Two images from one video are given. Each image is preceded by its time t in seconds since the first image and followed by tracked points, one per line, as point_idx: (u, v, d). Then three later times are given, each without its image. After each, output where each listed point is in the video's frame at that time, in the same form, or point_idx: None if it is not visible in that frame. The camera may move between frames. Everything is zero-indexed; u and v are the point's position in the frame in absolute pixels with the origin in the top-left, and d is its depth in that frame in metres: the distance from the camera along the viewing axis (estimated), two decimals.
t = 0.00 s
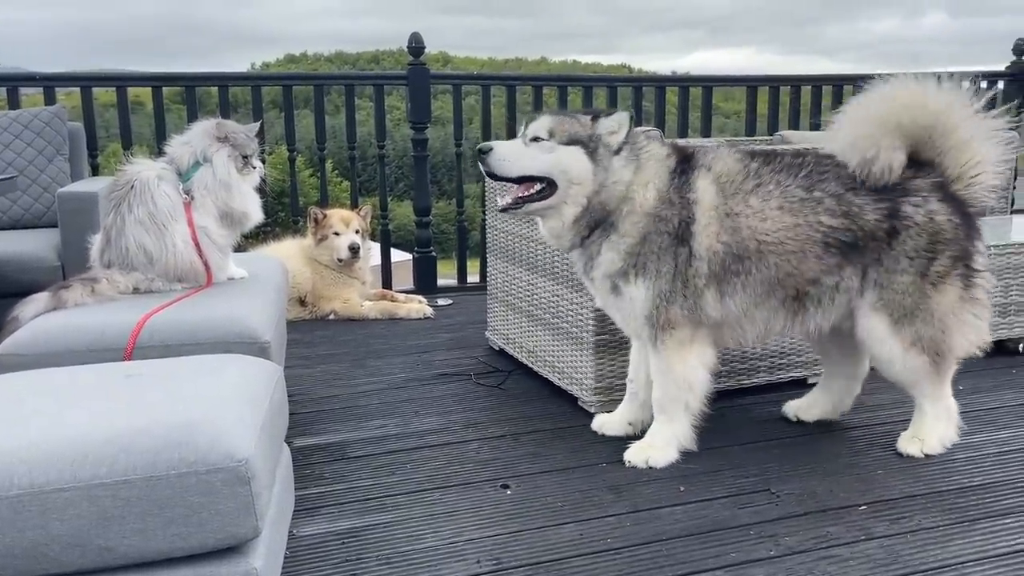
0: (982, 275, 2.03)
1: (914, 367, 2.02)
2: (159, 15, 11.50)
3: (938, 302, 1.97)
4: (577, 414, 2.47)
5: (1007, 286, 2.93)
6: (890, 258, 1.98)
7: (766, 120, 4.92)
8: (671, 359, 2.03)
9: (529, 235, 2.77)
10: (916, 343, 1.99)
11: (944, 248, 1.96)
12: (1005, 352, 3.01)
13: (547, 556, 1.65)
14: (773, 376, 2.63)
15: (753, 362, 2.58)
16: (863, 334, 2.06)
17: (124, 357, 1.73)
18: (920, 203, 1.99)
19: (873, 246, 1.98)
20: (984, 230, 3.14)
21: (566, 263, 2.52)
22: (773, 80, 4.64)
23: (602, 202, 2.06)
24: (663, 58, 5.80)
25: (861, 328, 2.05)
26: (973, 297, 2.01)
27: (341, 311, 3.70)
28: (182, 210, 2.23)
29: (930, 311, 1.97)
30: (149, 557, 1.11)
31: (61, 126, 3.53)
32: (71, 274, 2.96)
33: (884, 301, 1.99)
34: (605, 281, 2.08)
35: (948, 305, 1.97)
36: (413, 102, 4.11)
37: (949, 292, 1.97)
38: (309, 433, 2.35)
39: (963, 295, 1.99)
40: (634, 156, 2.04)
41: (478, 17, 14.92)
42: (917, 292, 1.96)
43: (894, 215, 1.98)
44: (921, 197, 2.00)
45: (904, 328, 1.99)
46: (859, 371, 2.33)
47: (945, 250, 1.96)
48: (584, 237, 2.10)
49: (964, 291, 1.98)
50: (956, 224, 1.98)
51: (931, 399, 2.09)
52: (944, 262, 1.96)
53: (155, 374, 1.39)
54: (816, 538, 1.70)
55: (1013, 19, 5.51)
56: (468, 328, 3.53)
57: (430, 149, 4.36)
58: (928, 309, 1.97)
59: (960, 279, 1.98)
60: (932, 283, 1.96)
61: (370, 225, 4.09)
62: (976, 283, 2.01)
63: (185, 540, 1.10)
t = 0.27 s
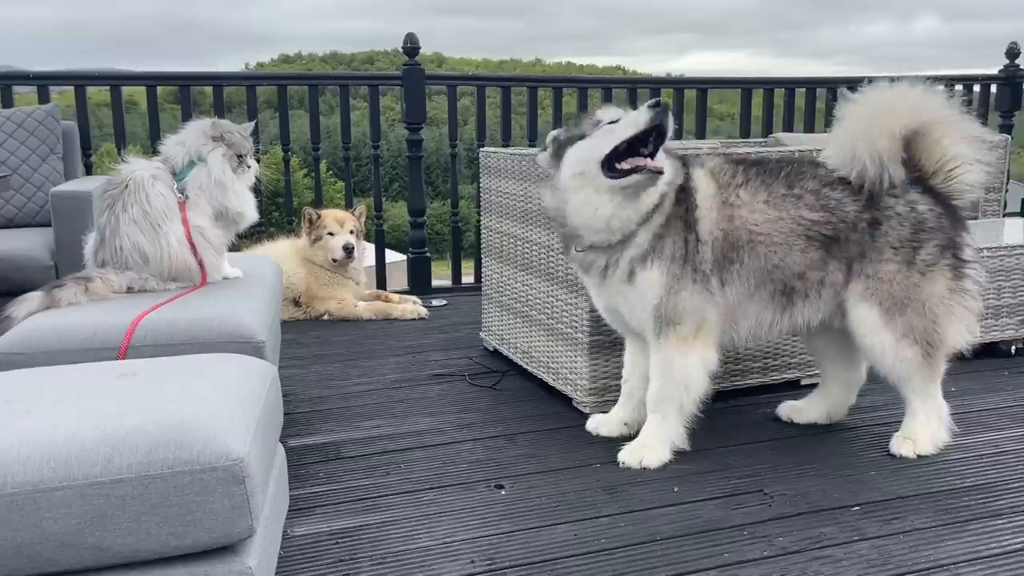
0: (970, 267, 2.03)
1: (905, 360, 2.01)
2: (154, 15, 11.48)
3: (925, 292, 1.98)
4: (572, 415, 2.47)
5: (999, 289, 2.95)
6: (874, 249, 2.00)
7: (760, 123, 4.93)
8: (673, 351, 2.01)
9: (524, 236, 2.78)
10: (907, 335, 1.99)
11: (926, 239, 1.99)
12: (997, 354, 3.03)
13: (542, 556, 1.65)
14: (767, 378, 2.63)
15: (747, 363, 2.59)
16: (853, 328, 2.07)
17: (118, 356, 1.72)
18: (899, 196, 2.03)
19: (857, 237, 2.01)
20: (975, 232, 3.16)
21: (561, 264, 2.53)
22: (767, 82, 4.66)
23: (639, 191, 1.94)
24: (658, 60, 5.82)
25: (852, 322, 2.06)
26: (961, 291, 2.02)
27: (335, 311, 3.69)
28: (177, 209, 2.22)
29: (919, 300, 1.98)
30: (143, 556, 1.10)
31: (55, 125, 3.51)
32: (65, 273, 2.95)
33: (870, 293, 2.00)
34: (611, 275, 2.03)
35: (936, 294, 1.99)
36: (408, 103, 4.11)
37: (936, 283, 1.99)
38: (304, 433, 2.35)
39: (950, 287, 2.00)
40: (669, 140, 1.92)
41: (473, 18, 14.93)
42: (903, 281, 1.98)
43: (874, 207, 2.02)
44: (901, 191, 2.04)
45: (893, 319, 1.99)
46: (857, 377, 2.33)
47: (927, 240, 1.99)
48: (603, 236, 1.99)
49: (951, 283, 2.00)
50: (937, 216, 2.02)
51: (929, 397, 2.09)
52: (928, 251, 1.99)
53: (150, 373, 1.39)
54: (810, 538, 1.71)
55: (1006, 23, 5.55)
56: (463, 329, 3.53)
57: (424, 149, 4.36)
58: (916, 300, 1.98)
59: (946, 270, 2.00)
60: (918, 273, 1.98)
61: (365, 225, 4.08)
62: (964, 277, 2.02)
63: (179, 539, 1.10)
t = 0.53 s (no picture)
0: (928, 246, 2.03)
1: (865, 338, 2.05)
2: (149, 14, 11.45)
3: (877, 266, 1.99)
4: (565, 415, 2.48)
5: (990, 291, 2.97)
6: (823, 224, 2.03)
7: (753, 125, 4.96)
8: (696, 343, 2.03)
9: (518, 237, 2.79)
10: (866, 315, 2.02)
11: (868, 211, 2.02)
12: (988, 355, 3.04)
13: (535, 555, 1.66)
14: (760, 379, 2.64)
15: (740, 364, 2.60)
16: (819, 309, 2.11)
17: (111, 356, 1.72)
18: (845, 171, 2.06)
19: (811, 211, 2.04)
20: (965, 235, 3.18)
21: (555, 264, 2.53)
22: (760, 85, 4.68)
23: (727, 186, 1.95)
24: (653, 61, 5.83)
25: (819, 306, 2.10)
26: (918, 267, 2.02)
27: (329, 311, 3.69)
28: (170, 208, 2.22)
29: (863, 271, 2.00)
30: (135, 554, 1.10)
31: (48, 123, 3.50)
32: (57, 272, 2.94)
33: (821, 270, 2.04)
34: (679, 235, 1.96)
35: (885, 268, 1.99)
36: (403, 103, 4.11)
37: (884, 255, 1.99)
38: (297, 433, 2.35)
39: (904, 261, 2.00)
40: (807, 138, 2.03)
41: (469, 19, 14.93)
42: (848, 253, 2.01)
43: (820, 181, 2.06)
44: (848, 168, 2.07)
45: (847, 297, 2.03)
46: (847, 381, 2.34)
47: (873, 212, 2.02)
48: (710, 201, 1.96)
49: (904, 258, 2.00)
50: (883, 192, 2.04)
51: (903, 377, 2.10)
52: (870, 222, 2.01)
53: (143, 371, 1.39)
54: (801, 538, 1.72)
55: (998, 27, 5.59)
56: (456, 329, 3.53)
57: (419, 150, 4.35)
58: (868, 275, 2.00)
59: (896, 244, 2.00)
60: (860, 246, 2.00)
61: (358, 225, 4.08)
62: (922, 254, 2.02)
63: (171, 537, 1.11)
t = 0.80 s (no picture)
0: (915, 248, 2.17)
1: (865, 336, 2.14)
2: (144, 13, 11.43)
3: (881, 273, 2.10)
4: (555, 416, 2.49)
5: (979, 293, 2.99)
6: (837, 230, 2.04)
7: (746, 126, 4.97)
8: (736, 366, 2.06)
9: (509, 239, 2.79)
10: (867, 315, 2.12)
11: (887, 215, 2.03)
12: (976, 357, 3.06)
13: (523, 556, 1.67)
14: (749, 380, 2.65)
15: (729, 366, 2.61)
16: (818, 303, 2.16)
17: (100, 356, 1.72)
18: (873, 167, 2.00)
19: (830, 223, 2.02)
20: (955, 237, 3.20)
21: (546, 267, 2.54)
22: (753, 86, 4.69)
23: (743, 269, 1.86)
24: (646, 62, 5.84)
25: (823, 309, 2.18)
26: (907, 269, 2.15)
27: (321, 312, 3.70)
28: (162, 209, 2.22)
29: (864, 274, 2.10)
30: (121, 555, 1.11)
31: (41, 123, 3.50)
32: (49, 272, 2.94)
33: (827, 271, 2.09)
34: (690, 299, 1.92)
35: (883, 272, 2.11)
36: (396, 103, 4.11)
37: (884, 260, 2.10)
38: (288, 433, 2.35)
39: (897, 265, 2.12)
40: (843, 234, 1.91)
41: (464, 19, 14.94)
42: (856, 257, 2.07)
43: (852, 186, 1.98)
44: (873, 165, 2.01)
45: (855, 301, 2.11)
46: (833, 375, 2.37)
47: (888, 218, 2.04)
48: (723, 282, 1.88)
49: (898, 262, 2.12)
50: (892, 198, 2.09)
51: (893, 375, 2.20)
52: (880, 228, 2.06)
53: (132, 372, 1.39)
54: (787, 539, 1.73)
55: (989, 30, 5.62)
56: (448, 330, 3.54)
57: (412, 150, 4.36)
58: (869, 280, 2.10)
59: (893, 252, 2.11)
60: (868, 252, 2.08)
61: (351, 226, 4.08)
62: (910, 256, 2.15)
63: (158, 537, 1.11)
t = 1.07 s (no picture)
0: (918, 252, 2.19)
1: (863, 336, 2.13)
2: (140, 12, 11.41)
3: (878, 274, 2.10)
4: (549, 417, 2.49)
5: (972, 294, 2.99)
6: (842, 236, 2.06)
7: (741, 126, 4.97)
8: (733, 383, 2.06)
9: (503, 239, 2.79)
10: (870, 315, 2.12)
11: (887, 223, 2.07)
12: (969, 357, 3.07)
13: (513, 556, 1.67)
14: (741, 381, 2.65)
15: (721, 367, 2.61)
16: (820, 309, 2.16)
17: (90, 356, 1.72)
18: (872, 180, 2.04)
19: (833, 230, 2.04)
20: (948, 238, 3.21)
21: (539, 267, 2.54)
22: (748, 87, 4.70)
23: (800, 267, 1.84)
24: (642, 62, 5.84)
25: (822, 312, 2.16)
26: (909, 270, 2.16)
27: (315, 311, 3.69)
28: (153, 209, 2.22)
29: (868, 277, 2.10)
30: (108, 557, 1.11)
31: (33, 122, 3.49)
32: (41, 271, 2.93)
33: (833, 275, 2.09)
34: (736, 301, 1.84)
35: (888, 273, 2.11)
36: (390, 103, 4.11)
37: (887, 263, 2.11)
38: (280, 433, 2.35)
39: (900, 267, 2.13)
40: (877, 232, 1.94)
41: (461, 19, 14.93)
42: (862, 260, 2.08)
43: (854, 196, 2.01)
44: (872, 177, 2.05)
45: (854, 302, 2.11)
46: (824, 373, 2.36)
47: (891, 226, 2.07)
48: (769, 281, 1.85)
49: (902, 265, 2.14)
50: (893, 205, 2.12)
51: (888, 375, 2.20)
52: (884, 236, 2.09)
53: (122, 373, 1.39)
54: (777, 540, 1.74)
55: (983, 31, 5.62)
56: (442, 330, 3.54)
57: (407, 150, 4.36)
58: (870, 282, 2.10)
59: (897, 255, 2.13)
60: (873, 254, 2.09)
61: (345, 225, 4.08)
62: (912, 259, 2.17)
63: (145, 539, 1.11)
